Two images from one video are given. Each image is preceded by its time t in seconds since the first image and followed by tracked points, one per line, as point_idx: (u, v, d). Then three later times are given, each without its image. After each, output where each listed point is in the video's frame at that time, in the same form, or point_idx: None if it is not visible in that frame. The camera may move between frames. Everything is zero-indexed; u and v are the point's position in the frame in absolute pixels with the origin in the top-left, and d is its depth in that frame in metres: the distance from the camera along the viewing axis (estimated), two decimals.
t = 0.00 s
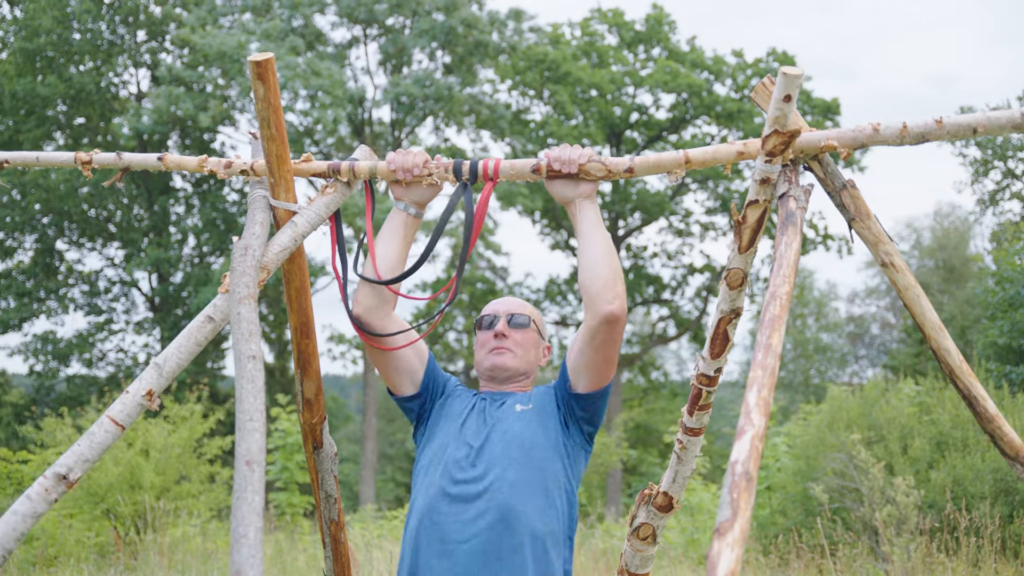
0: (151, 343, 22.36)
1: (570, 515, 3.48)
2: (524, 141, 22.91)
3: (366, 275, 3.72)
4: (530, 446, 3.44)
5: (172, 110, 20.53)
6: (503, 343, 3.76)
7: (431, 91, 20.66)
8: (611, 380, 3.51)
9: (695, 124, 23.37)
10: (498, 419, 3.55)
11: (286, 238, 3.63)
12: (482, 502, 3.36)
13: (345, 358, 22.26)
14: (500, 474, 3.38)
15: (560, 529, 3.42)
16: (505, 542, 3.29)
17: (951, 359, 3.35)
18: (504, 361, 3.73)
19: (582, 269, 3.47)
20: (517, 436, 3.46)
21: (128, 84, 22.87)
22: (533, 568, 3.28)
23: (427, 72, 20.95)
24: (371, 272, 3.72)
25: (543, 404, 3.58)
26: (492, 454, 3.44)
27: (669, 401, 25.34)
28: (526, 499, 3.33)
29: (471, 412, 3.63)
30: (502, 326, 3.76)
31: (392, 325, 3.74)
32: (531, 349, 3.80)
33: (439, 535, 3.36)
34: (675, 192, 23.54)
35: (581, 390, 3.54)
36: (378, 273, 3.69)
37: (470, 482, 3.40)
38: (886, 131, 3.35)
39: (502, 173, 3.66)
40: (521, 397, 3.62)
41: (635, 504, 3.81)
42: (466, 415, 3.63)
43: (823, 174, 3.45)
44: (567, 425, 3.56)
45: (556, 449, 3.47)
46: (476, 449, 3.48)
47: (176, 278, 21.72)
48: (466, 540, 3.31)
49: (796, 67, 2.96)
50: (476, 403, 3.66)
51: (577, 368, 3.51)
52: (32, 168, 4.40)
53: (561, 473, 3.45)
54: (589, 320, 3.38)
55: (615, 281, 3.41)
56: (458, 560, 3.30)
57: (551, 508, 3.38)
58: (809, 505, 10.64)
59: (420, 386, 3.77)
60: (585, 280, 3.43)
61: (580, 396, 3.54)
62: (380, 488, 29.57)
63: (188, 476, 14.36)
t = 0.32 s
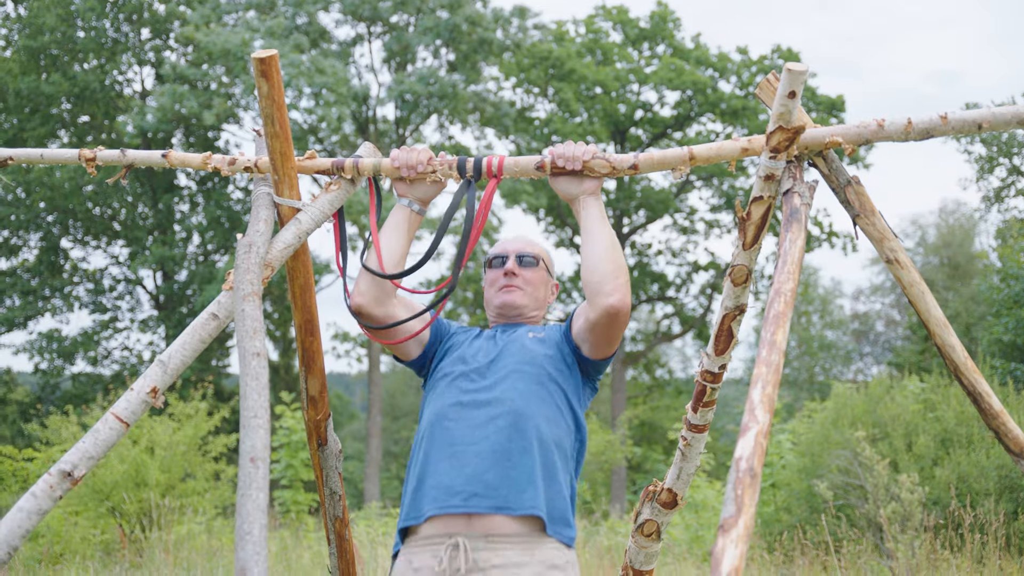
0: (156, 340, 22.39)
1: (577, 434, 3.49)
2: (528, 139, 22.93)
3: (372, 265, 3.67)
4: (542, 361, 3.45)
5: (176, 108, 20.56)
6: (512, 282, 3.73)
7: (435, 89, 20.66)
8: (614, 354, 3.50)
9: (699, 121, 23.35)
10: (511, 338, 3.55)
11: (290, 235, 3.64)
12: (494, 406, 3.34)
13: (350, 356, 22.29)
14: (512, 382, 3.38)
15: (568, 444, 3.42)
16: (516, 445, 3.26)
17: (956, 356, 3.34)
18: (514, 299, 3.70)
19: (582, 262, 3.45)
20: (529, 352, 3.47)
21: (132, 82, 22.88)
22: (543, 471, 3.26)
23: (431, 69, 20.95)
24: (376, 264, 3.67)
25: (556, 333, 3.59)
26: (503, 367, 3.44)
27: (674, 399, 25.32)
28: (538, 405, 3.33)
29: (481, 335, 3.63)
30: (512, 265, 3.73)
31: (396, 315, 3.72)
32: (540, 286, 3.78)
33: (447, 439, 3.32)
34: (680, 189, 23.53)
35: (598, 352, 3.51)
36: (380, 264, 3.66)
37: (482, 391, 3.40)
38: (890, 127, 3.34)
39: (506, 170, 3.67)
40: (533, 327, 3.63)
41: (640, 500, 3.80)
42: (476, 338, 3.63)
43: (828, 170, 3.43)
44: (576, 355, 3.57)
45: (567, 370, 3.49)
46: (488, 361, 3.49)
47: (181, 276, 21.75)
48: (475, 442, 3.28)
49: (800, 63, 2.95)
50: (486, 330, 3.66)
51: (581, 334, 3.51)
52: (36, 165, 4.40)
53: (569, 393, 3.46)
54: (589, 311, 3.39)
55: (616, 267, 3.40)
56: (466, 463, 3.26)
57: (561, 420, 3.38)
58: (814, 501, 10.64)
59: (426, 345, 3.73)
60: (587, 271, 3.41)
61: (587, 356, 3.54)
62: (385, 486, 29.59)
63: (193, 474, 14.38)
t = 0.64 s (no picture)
0: (155, 352, 22.39)
1: (578, 365, 3.63)
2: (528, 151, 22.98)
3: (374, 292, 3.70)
4: (545, 295, 3.59)
5: (177, 119, 20.62)
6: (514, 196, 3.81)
7: (436, 101, 20.71)
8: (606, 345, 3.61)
9: (699, 134, 23.41)
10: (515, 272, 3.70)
11: (289, 248, 3.63)
12: (499, 335, 3.49)
13: (349, 367, 22.28)
14: (516, 315, 3.53)
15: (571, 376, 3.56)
16: (519, 371, 3.40)
17: (956, 371, 3.34)
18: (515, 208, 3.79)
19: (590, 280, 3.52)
20: (533, 286, 3.61)
21: (133, 93, 22.94)
22: (545, 398, 3.40)
23: (431, 82, 21.03)
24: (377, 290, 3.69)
25: (561, 269, 3.72)
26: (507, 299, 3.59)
27: (674, 411, 25.29)
28: (540, 336, 3.48)
29: (486, 269, 3.78)
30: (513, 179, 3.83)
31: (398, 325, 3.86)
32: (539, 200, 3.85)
33: (453, 365, 3.48)
34: (680, 202, 23.59)
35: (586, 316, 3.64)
36: (382, 286, 3.69)
37: (486, 321, 3.55)
38: (890, 142, 3.34)
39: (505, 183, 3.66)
40: (541, 261, 3.75)
41: (640, 515, 3.79)
42: (480, 271, 3.78)
43: (827, 184, 3.43)
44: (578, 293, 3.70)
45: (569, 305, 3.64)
46: (493, 293, 3.64)
47: (181, 288, 21.76)
48: (480, 368, 3.43)
49: (799, 78, 2.94)
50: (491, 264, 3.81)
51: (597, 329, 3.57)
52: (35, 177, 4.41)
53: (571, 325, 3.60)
54: (603, 335, 3.55)
55: (626, 285, 3.48)
56: (470, 386, 3.41)
57: (562, 350, 3.52)
58: (815, 515, 10.60)
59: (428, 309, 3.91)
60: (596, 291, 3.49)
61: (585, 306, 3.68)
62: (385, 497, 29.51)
63: (191, 486, 14.34)
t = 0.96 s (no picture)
0: (154, 357, 22.37)
1: (580, 340, 3.64)
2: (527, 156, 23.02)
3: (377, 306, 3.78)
4: (547, 280, 3.55)
5: (176, 125, 20.64)
6: (502, 149, 3.87)
7: (435, 106, 20.73)
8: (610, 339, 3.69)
9: (698, 139, 23.44)
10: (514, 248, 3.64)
11: (287, 254, 3.63)
12: (504, 327, 3.48)
13: (348, 373, 22.27)
14: (520, 304, 3.50)
15: (575, 355, 3.59)
16: (528, 366, 3.41)
17: (956, 377, 3.34)
18: (508, 165, 3.85)
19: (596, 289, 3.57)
20: (534, 269, 3.56)
21: (132, 98, 22.96)
22: (555, 389, 3.42)
23: (430, 87, 21.06)
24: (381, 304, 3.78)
25: (560, 244, 3.65)
26: (509, 284, 3.54)
27: (673, 416, 25.28)
28: (546, 326, 3.48)
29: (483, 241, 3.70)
30: (502, 130, 3.85)
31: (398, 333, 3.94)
32: (528, 150, 3.91)
33: (460, 360, 3.48)
34: (679, 208, 23.62)
35: (590, 305, 3.70)
36: (386, 303, 3.76)
37: (491, 308, 3.52)
38: (889, 149, 3.35)
39: (504, 188, 3.64)
40: (540, 232, 3.68)
41: (638, 522, 3.79)
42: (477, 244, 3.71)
43: (826, 190, 3.44)
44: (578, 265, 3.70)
45: (568, 284, 3.61)
46: (493, 276, 3.59)
47: (179, 292, 21.76)
48: (488, 363, 3.42)
49: (799, 85, 2.94)
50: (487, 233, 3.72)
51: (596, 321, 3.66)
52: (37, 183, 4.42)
53: (572, 306, 3.60)
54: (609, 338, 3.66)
55: (632, 299, 3.57)
56: (479, 383, 3.41)
57: (565, 333, 3.53)
58: (813, 520, 10.58)
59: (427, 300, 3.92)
60: (605, 302, 3.56)
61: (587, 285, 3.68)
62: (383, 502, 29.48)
63: (189, 492, 14.31)
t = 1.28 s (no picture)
0: (151, 356, 22.35)
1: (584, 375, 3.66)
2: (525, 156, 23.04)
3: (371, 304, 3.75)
4: (550, 314, 3.57)
5: (173, 124, 20.61)
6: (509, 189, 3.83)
7: (433, 106, 20.71)
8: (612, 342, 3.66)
9: (696, 140, 23.46)
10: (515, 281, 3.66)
11: (286, 253, 3.62)
12: (508, 364, 3.50)
13: (346, 373, 22.28)
14: (524, 339, 3.52)
15: (578, 388, 3.61)
16: (532, 404, 3.42)
17: (954, 377, 3.34)
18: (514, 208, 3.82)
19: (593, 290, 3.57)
20: (537, 303, 3.58)
21: (129, 98, 22.95)
22: (559, 426, 3.44)
23: (428, 87, 21.05)
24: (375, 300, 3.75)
25: (561, 275, 3.68)
26: (512, 319, 3.56)
27: (671, 416, 25.29)
28: (550, 361, 3.49)
29: (484, 271, 3.74)
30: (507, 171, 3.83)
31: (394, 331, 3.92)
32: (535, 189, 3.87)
33: (464, 398, 3.49)
34: (676, 208, 23.64)
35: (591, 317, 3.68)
36: (380, 298, 3.73)
37: (495, 344, 3.53)
38: (888, 148, 3.35)
39: (503, 188, 3.64)
40: (541, 262, 3.71)
41: (635, 522, 3.78)
42: (478, 274, 3.74)
43: (825, 190, 3.44)
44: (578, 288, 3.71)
45: (570, 316, 3.62)
46: (495, 311, 3.60)
47: (177, 293, 21.73)
48: (492, 402, 3.44)
49: (798, 84, 2.95)
50: (489, 264, 3.77)
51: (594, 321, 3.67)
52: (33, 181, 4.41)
53: (575, 339, 3.61)
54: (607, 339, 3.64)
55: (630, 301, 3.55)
56: (484, 422, 3.42)
57: (569, 368, 3.54)
58: (811, 521, 10.61)
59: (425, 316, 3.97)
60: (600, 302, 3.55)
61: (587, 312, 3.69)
62: (381, 503, 29.47)
63: (186, 492, 14.30)
